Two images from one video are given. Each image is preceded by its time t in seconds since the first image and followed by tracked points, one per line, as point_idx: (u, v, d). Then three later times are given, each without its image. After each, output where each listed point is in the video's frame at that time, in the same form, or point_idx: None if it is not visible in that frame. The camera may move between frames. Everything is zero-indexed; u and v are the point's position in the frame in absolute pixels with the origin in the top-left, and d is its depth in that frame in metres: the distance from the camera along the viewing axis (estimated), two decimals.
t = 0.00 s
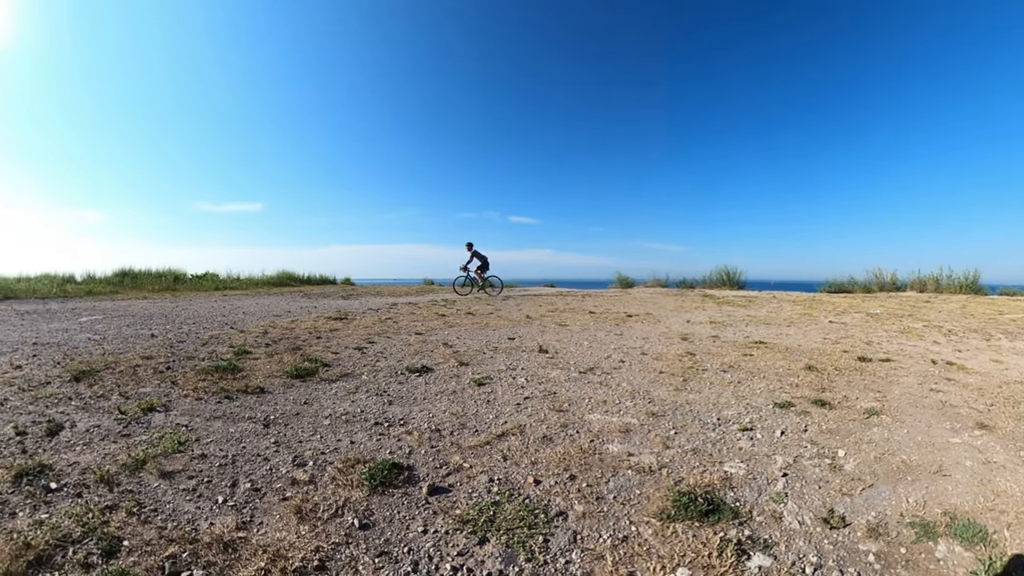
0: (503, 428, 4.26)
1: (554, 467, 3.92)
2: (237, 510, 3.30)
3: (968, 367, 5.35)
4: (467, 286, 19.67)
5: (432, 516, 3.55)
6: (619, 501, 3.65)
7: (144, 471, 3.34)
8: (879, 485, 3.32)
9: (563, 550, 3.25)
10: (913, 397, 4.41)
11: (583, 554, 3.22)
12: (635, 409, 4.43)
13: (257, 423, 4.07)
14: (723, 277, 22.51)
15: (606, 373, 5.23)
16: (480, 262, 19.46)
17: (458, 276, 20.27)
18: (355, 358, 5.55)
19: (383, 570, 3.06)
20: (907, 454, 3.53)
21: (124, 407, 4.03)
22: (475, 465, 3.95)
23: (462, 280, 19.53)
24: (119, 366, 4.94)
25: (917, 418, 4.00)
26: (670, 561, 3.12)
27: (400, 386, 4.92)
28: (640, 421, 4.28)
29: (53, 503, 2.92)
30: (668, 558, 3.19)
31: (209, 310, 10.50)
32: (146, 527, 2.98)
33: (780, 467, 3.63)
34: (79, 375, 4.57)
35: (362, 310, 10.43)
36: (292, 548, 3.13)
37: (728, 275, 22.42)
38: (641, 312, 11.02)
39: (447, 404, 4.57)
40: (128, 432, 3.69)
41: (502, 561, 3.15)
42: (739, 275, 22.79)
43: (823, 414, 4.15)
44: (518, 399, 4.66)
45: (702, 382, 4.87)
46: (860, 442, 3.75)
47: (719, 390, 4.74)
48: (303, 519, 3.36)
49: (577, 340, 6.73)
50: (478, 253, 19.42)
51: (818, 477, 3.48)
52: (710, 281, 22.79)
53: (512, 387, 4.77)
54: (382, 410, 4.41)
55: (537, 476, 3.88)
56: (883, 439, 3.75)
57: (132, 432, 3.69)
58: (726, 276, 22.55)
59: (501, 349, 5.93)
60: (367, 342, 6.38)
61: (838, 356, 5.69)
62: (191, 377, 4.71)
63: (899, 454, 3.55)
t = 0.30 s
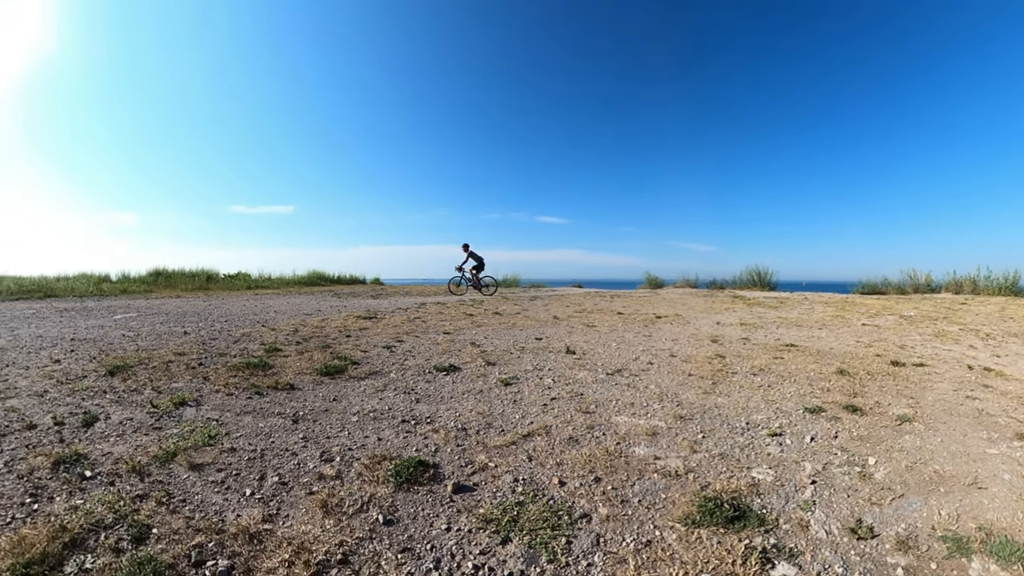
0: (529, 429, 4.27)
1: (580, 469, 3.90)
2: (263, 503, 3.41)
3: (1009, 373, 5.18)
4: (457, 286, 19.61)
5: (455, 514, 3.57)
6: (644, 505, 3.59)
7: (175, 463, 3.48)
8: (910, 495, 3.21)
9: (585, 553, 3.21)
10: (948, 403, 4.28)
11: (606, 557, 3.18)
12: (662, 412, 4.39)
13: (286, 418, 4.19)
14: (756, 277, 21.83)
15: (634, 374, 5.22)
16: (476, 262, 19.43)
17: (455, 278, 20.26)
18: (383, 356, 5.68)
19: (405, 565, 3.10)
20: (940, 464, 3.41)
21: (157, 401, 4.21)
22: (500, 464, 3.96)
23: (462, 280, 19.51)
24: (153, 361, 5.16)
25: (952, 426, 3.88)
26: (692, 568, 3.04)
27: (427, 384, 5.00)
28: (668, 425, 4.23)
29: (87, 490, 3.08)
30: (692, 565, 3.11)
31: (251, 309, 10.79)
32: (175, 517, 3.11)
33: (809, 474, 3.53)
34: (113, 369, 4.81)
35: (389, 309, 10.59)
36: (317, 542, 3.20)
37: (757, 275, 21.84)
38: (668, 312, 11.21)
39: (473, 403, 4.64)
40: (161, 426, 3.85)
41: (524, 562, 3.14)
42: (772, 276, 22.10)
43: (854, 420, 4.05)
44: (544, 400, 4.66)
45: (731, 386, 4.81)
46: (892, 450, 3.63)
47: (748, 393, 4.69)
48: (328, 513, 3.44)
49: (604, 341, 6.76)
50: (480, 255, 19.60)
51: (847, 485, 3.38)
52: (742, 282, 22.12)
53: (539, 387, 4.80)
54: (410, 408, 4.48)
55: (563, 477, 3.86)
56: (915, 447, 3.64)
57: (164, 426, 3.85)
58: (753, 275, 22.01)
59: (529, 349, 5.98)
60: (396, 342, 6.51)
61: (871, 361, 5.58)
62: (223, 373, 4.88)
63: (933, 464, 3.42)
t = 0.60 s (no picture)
0: (551, 430, 4.27)
1: (601, 471, 3.86)
2: (286, 497, 3.48)
3: None
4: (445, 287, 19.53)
5: (476, 513, 3.57)
6: (665, 509, 3.52)
7: (200, 457, 3.60)
8: (937, 505, 3.10)
9: (605, 555, 3.16)
10: (979, 410, 4.18)
11: (625, 560, 3.11)
12: (686, 416, 4.36)
13: (311, 415, 4.29)
14: (782, 277, 21.28)
15: (658, 376, 5.25)
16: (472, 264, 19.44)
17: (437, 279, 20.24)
18: (408, 355, 5.78)
19: (423, 562, 3.11)
20: (970, 474, 3.30)
21: (184, 397, 4.36)
22: (522, 464, 3.96)
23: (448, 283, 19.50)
24: (181, 358, 5.36)
25: (983, 433, 3.77)
26: (712, 574, 2.95)
27: (451, 383, 5.10)
28: (692, 428, 4.20)
29: (115, 481, 3.22)
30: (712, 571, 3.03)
31: (276, 309, 11.06)
32: (198, 509, 3.21)
33: (833, 481, 3.44)
34: (142, 365, 5.02)
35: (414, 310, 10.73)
36: (337, 537, 3.25)
37: (781, 275, 21.34)
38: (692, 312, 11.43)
39: (497, 403, 4.68)
40: (187, 421, 3.99)
41: (543, 562, 3.11)
42: (798, 275, 21.55)
43: (881, 427, 3.96)
44: (568, 402, 4.67)
45: (756, 390, 4.77)
46: (920, 458, 3.53)
47: (773, 397, 4.64)
48: (350, 508, 3.49)
49: (629, 343, 6.83)
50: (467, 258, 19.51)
51: (872, 493, 3.29)
52: (768, 283, 21.60)
53: (562, 388, 4.92)
54: (433, 406, 4.56)
55: (584, 478, 3.83)
56: (944, 455, 3.54)
57: (190, 420, 3.99)
58: (780, 275, 21.55)
59: (553, 350, 6.17)
60: (420, 342, 6.64)
61: (899, 365, 5.49)
62: (249, 370, 5.04)
63: (963, 474, 3.31)
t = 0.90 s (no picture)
0: (570, 431, 4.26)
1: (620, 473, 3.82)
2: (305, 493, 3.55)
3: None
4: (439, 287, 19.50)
5: (494, 513, 3.57)
6: (684, 513, 3.47)
7: (221, 452, 3.69)
8: (962, 515, 3.00)
9: (620, 559, 3.12)
10: (1009, 415, 4.05)
11: (641, 564, 3.07)
12: (707, 419, 4.30)
13: (331, 412, 4.37)
14: (804, 277, 20.83)
15: (678, 378, 5.20)
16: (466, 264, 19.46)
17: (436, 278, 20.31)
18: (428, 354, 5.85)
19: (439, 560, 3.13)
20: (997, 484, 3.18)
21: (208, 393, 4.47)
22: (540, 465, 3.95)
23: (441, 284, 19.54)
24: (205, 355, 5.50)
25: (1012, 439, 3.65)
26: None
27: (471, 383, 5.13)
28: (712, 431, 4.14)
29: (138, 474, 3.33)
30: None
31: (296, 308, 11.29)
32: (219, 503, 3.29)
33: (855, 487, 3.36)
34: (166, 362, 5.18)
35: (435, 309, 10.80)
36: (355, 533, 3.29)
37: (802, 275, 20.93)
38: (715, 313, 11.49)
39: (516, 402, 4.69)
40: (210, 416, 4.09)
41: (559, 564, 3.09)
42: (819, 275, 21.08)
43: (905, 432, 3.86)
44: (587, 403, 4.66)
45: (778, 392, 4.70)
46: (945, 466, 3.42)
47: (795, 400, 4.56)
48: (368, 505, 3.53)
49: (649, 343, 6.79)
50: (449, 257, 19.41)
51: (894, 501, 3.19)
52: (790, 283, 21.14)
53: (581, 390, 4.90)
54: (453, 405, 4.61)
55: (604, 481, 3.79)
56: (971, 462, 3.43)
57: (212, 416, 4.10)
58: (802, 275, 21.17)
59: (571, 351, 6.15)
60: (440, 341, 6.73)
61: (926, 368, 5.37)
62: (271, 367, 5.16)
63: (991, 484, 3.19)
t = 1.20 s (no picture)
0: (595, 433, 4.24)
1: (645, 476, 3.77)
2: (330, 488, 3.62)
3: None
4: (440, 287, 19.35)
5: (516, 513, 3.54)
6: (708, 518, 3.38)
7: (249, 446, 3.82)
8: (996, 529, 2.86)
9: (641, 563, 3.05)
10: None
11: (662, 568, 2.99)
12: (734, 423, 4.23)
13: (359, 409, 4.47)
14: (835, 278, 20.21)
15: (706, 381, 5.14)
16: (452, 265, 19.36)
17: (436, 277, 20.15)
18: (455, 353, 5.91)
19: (461, 558, 3.12)
20: None
21: (237, 389, 4.63)
22: (564, 466, 3.93)
23: (437, 282, 19.55)
24: (235, 353, 5.68)
25: None
26: None
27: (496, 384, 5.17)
28: (739, 436, 4.07)
29: (167, 466, 3.47)
30: None
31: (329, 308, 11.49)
32: (244, 496, 3.40)
33: (884, 497, 3.24)
34: (197, 359, 5.37)
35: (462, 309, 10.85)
36: (378, 528, 3.33)
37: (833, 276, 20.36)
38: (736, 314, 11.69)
39: (542, 403, 4.70)
40: (240, 412, 4.23)
41: (579, 566, 3.04)
42: (850, 275, 20.46)
43: (937, 440, 3.75)
44: (614, 405, 4.64)
45: (807, 397, 4.62)
46: (981, 477, 3.28)
47: (825, 405, 4.46)
48: (392, 502, 3.57)
49: (677, 346, 6.74)
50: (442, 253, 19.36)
51: (924, 512, 3.08)
52: (821, 284, 20.47)
53: (608, 392, 4.91)
54: (478, 405, 4.68)
55: (628, 484, 3.73)
56: (1006, 473, 3.29)
57: (242, 411, 4.24)
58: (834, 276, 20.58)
59: (599, 353, 6.21)
60: (468, 341, 6.87)
61: (962, 374, 5.22)
62: (300, 365, 5.31)
63: None
